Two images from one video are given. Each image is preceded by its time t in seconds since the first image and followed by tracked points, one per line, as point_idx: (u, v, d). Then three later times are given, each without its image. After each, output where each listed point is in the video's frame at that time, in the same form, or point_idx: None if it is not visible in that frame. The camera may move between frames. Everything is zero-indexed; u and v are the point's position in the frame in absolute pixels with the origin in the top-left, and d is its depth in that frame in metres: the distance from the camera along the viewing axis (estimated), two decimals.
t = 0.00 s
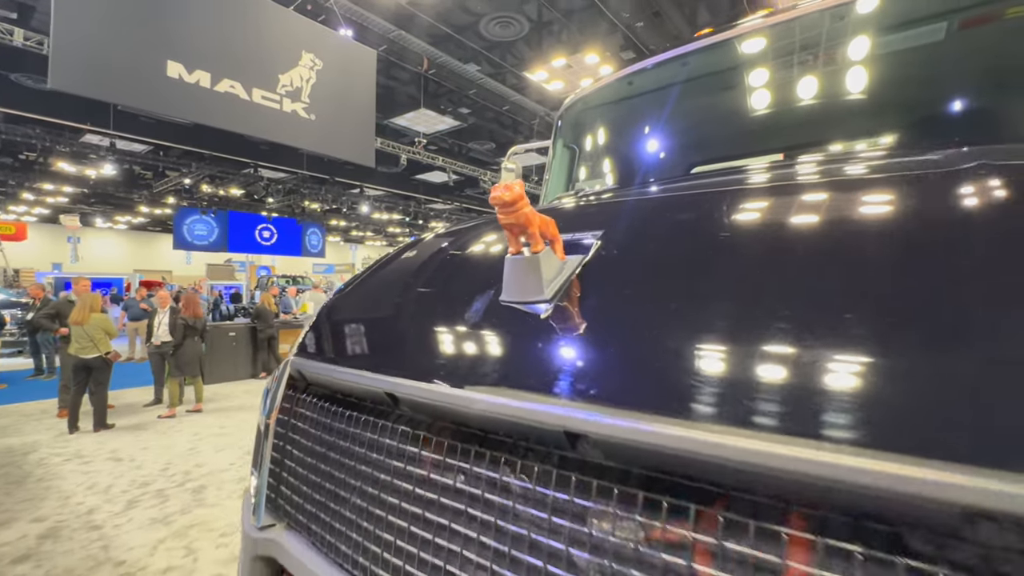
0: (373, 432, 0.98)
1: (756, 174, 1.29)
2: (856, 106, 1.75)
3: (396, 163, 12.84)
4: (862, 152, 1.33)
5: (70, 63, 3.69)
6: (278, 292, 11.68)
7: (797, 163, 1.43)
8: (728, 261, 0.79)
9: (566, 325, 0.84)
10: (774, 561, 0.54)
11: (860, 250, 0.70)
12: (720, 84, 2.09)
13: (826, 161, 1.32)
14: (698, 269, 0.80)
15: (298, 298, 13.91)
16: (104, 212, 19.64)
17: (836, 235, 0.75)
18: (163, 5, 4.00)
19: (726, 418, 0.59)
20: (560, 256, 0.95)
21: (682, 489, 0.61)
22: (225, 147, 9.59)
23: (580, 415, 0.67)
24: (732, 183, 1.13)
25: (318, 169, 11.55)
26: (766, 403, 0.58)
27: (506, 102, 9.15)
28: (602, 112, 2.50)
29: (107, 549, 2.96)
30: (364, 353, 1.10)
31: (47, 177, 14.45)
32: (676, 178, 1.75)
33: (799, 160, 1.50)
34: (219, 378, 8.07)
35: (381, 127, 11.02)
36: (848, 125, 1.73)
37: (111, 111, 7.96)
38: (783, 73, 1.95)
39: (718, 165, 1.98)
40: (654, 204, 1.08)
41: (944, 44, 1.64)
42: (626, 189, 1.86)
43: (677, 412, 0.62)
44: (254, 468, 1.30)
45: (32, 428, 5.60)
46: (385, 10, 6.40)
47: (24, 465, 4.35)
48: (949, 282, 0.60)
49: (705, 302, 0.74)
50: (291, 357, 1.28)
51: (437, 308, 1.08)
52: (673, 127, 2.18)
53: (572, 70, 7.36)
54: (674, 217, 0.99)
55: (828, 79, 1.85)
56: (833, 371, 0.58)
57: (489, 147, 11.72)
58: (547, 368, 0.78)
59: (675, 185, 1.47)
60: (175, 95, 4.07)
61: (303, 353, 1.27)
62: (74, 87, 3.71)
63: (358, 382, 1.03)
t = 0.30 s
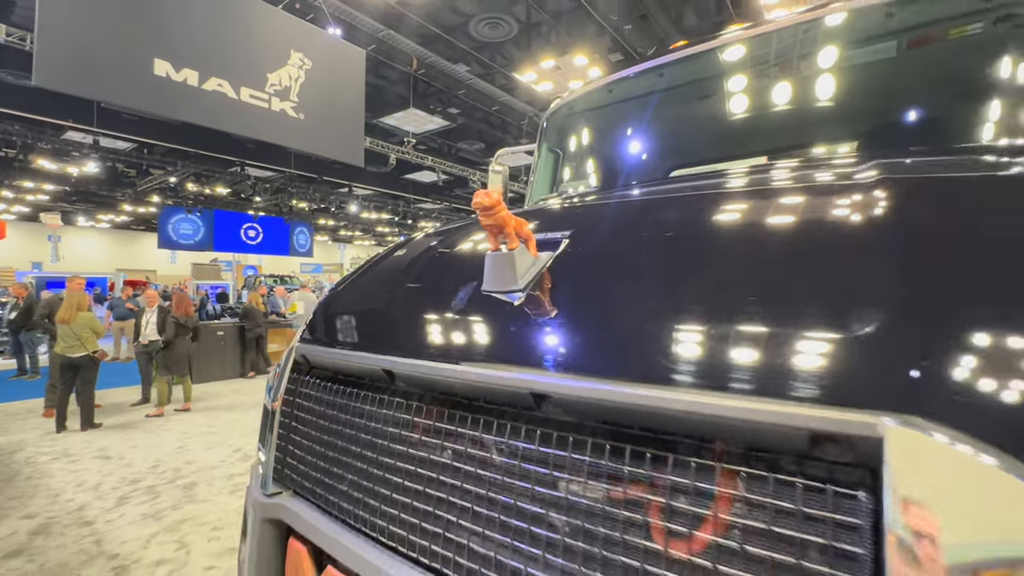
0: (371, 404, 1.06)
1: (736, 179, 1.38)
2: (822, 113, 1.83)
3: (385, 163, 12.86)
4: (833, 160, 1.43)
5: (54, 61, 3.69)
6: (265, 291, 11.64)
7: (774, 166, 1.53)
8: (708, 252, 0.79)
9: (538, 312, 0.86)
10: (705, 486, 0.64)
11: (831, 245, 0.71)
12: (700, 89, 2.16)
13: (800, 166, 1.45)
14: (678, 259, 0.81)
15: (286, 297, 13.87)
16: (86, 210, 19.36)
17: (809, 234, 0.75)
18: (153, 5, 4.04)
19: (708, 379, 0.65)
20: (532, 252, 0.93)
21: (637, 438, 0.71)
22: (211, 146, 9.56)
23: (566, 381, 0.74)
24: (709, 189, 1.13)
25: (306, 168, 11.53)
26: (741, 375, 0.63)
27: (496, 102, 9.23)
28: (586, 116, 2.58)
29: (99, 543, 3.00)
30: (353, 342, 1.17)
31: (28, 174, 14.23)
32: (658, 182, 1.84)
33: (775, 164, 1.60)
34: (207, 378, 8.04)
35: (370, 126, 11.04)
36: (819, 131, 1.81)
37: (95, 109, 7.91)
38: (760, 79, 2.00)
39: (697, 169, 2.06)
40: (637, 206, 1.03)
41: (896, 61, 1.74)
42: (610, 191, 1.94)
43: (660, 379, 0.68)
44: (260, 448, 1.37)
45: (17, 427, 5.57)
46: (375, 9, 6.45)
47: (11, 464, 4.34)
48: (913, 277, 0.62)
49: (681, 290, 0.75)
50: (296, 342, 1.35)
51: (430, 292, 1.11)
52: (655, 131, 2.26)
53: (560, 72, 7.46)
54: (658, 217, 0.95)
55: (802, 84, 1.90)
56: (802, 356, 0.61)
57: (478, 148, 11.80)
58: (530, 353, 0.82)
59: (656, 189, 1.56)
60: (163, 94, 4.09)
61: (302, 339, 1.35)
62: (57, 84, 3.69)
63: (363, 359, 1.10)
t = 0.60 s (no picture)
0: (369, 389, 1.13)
1: (715, 185, 1.47)
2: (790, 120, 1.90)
3: (373, 162, 12.86)
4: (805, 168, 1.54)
5: (34, 59, 3.68)
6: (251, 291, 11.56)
7: (751, 172, 1.64)
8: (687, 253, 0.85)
9: (519, 304, 0.93)
10: (663, 445, 0.73)
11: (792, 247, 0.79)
12: (683, 94, 2.22)
13: (773, 173, 1.53)
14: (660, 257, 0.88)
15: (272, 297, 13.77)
16: (64, 208, 18.98)
17: (771, 235, 0.83)
18: (139, 3, 4.03)
19: (684, 358, 0.72)
20: (513, 251, 0.99)
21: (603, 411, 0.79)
22: (196, 144, 9.49)
23: (551, 361, 0.81)
24: (692, 194, 1.17)
25: (292, 167, 11.48)
26: (715, 360, 0.70)
27: (484, 102, 9.31)
28: (572, 119, 2.65)
29: (89, 540, 3.02)
30: (348, 333, 1.23)
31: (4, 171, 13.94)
32: (642, 185, 1.92)
33: (753, 169, 1.71)
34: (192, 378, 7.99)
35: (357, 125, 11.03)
36: (789, 137, 1.87)
37: (76, 105, 7.82)
38: (736, 86, 2.08)
39: (677, 173, 2.14)
40: (621, 208, 1.09)
41: (853, 75, 1.82)
42: (593, 194, 2.02)
43: (642, 361, 0.74)
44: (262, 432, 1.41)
45: None
46: (363, 8, 6.48)
47: None
48: (860, 278, 0.70)
49: (665, 283, 0.82)
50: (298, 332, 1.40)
51: (421, 289, 1.16)
52: (638, 133, 2.33)
53: (548, 73, 7.56)
54: (642, 219, 1.01)
55: (776, 89, 1.97)
56: (769, 341, 0.68)
57: (466, 148, 11.87)
58: (515, 343, 0.88)
59: (638, 193, 1.66)
60: (148, 92, 4.10)
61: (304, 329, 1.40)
62: (38, 83, 3.70)
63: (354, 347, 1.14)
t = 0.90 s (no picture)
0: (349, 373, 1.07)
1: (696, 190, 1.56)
2: (766, 124, 2.05)
3: (361, 161, 12.84)
4: (786, 174, 1.62)
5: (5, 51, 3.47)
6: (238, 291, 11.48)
7: (732, 177, 1.73)
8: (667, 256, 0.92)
9: (510, 298, 0.92)
10: (631, 412, 0.73)
11: (760, 250, 0.86)
12: (670, 100, 2.27)
13: (754, 179, 1.60)
14: (647, 257, 0.92)
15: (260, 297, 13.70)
16: (44, 206, 18.62)
17: (741, 233, 0.93)
18: None
19: (667, 337, 0.74)
20: (504, 249, 1.03)
21: (588, 391, 0.77)
22: (182, 142, 9.42)
23: (543, 345, 0.79)
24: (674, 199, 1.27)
25: (279, 165, 11.43)
26: (695, 345, 0.72)
27: (472, 102, 9.37)
28: (558, 119, 2.66)
29: (83, 535, 3.05)
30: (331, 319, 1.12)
31: None
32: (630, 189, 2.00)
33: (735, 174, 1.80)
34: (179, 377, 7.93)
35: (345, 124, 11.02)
36: (765, 144, 2.06)
37: (59, 102, 7.72)
38: (720, 88, 2.14)
39: (664, 177, 2.36)
40: (605, 212, 1.18)
41: (819, 88, 1.95)
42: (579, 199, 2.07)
43: (633, 346, 0.75)
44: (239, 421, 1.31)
45: None
46: (352, 7, 6.50)
47: None
48: (816, 276, 0.78)
49: (650, 279, 0.86)
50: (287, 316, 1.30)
51: (412, 284, 1.09)
52: (625, 135, 2.43)
53: (536, 74, 7.61)
54: (628, 220, 1.10)
55: (754, 96, 2.06)
56: (729, 324, 0.73)
57: (455, 147, 11.96)
58: (505, 330, 0.85)
59: (624, 196, 1.75)
60: (133, 91, 3.93)
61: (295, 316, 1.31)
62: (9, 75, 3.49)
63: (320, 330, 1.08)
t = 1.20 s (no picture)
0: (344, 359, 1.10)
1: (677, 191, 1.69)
2: (742, 127, 2.18)
3: (349, 160, 12.83)
4: (758, 178, 1.72)
5: None
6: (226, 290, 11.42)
7: (712, 180, 1.84)
8: (640, 250, 0.98)
9: (500, 286, 1.00)
10: (605, 387, 0.76)
11: (725, 247, 0.92)
12: (660, 105, 2.36)
13: (729, 183, 1.70)
14: (635, 249, 0.98)
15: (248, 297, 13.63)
16: (24, 203, 18.29)
17: (714, 229, 0.99)
18: None
19: (640, 317, 0.77)
20: (494, 243, 1.08)
21: (572, 366, 0.80)
22: (169, 139, 9.36)
23: (530, 326, 0.83)
24: (662, 198, 1.36)
25: (267, 164, 11.39)
26: (678, 327, 0.73)
27: (462, 102, 9.43)
28: (547, 118, 2.75)
29: (78, 529, 3.09)
30: (330, 308, 1.18)
31: None
32: (613, 189, 2.13)
33: (715, 177, 1.91)
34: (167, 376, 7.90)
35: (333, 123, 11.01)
36: (740, 147, 2.18)
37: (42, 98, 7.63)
38: (701, 93, 2.24)
39: (648, 179, 2.44)
40: (592, 211, 1.26)
41: (788, 96, 2.07)
42: (566, 198, 2.18)
43: (613, 326, 0.77)
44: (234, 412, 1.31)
45: None
46: (342, 6, 6.54)
47: None
48: (770, 270, 0.85)
49: (634, 272, 0.89)
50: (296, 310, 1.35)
51: (404, 278, 1.14)
52: (610, 136, 2.53)
53: (525, 75, 7.78)
54: (617, 218, 1.17)
55: (733, 102, 2.19)
56: (688, 304, 0.77)
57: (444, 147, 12.08)
58: (496, 314, 0.89)
59: (609, 197, 1.87)
60: (118, 89, 3.74)
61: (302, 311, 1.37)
62: None
63: (324, 318, 1.16)
